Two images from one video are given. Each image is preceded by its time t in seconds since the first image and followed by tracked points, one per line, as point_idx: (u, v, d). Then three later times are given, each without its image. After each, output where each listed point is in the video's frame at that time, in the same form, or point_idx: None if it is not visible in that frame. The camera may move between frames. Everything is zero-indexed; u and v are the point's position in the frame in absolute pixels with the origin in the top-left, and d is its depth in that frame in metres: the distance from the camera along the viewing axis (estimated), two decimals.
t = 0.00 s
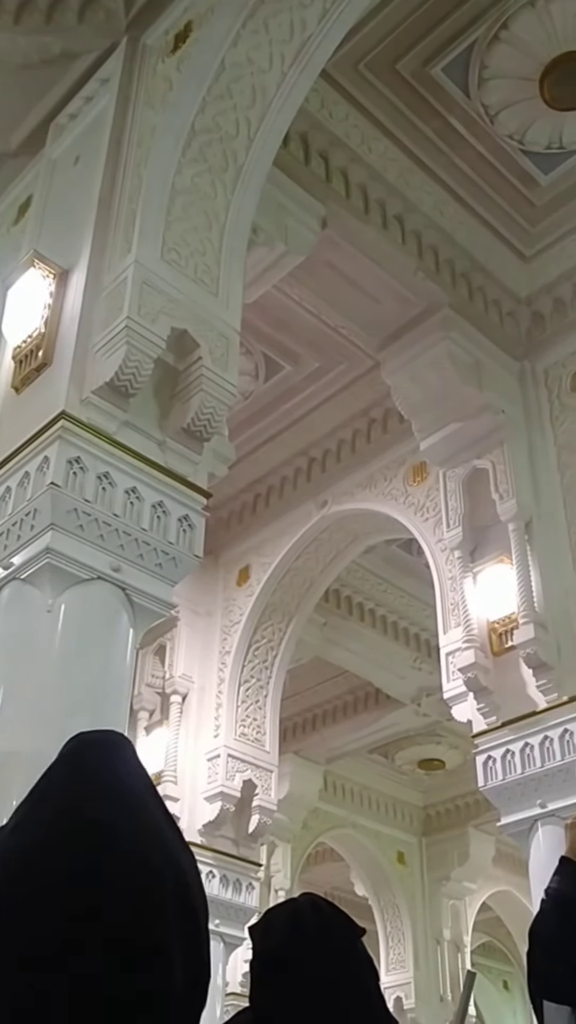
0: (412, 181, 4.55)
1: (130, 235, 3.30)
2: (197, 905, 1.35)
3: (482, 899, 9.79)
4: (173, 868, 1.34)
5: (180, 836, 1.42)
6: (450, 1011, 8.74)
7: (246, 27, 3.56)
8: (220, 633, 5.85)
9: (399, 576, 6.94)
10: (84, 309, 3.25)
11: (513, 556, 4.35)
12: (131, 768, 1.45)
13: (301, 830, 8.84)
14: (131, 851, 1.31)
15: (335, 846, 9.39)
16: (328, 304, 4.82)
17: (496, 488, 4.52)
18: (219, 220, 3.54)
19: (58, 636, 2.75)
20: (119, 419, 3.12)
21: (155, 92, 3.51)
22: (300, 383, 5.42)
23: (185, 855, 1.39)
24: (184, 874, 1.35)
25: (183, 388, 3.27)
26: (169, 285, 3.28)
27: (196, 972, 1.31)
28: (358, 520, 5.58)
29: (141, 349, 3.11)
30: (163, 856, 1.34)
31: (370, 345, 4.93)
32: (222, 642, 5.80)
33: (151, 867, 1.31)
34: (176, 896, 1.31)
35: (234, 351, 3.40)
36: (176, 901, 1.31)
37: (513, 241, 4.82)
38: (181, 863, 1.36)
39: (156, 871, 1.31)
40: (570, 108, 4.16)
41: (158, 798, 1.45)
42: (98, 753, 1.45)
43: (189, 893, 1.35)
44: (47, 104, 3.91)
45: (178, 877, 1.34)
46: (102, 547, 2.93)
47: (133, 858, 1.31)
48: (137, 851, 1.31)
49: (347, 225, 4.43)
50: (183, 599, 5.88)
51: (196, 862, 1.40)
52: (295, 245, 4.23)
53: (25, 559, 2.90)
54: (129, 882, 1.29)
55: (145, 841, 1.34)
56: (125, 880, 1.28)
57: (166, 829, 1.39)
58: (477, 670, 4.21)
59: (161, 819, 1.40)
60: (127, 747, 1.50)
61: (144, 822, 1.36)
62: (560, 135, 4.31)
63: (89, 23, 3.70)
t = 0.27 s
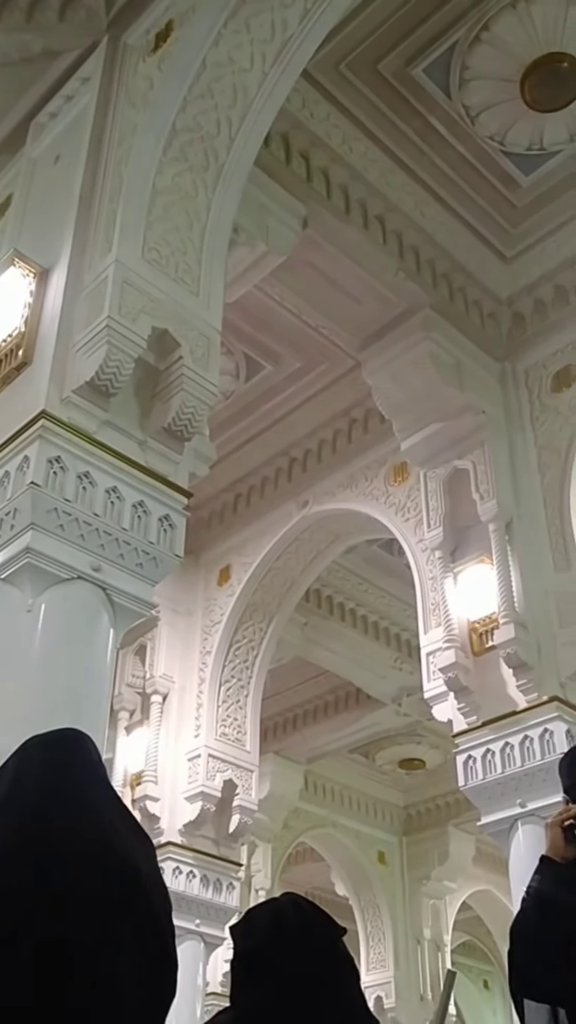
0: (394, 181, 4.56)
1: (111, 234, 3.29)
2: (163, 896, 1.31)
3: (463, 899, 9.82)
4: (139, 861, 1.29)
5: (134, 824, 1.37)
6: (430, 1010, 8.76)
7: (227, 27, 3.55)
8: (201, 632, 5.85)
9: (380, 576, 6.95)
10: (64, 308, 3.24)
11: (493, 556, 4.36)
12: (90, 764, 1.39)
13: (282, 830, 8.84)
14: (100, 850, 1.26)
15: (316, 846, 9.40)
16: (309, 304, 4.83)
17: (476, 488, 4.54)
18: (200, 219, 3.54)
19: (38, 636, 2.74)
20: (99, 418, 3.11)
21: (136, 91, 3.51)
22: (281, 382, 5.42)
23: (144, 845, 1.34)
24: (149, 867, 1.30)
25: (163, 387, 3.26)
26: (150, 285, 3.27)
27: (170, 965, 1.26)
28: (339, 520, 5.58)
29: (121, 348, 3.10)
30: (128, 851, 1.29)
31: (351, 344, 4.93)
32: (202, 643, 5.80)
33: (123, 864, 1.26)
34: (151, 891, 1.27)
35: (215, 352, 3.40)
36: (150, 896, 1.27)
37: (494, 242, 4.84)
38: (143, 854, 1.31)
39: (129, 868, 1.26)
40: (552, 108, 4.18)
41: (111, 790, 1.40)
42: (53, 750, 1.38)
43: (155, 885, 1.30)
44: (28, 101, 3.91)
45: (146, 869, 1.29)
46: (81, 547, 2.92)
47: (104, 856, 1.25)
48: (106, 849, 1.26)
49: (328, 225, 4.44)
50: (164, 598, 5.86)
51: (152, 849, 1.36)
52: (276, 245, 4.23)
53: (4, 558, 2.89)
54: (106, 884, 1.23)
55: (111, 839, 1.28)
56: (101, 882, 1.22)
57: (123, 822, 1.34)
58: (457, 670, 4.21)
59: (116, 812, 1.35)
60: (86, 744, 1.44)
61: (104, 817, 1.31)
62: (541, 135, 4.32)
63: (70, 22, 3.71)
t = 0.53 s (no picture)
0: (374, 181, 4.58)
1: (92, 234, 3.28)
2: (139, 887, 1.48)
3: (443, 897, 9.85)
4: (110, 854, 1.46)
5: (107, 822, 1.54)
6: (410, 1009, 8.78)
7: (208, 26, 3.55)
8: (181, 632, 5.83)
9: (360, 576, 6.96)
10: (45, 307, 3.22)
11: (474, 556, 4.38)
12: (63, 770, 1.57)
13: (262, 830, 8.83)
14: (77, 854, 1.42)
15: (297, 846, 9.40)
16: (290, 304, 4.83)
17: (457, 488, 4.56)
18: (181, 219, 3.53)
19: (18, 637, 2.73)
20: (80, 418, 3.10)
21: (118, 89, 3.48)
22: (262, 382, 5.43)
23: (116, 841, 1.51)
24: (123, 861, 1.48)
25: (145, 386, 3.25)
26: (131, 285, 3.27)
27: (151, 947, 1.44)
28: (320, 519, 5.59)
29: (102, 348, 3.09)
30: (102, 851, 1.45)
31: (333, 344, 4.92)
32: (184, 643, 5.78)
33: (99, 865, 1.43)
34: (123, 878, 1.44)
35: (197, 352, 3.39)
36: (126, 890, 1.43)
37: (474, 242, 4.85)
38: (116, 851, 1.48)
39: (104, 868, 1.43)
40: (532, 108, 4.20)
41: (85, 794, 1.57)
42: (29, 761, 1.56)
43: (129, 877, 1.47)
44: (8, 99, 3.89)
45: (120, 866, 1.46)
46: (62, 547, 2.91)
47: (83, 863, 1.41)
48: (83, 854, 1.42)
49: (309, 225, 4.44)
50: (145, 598, 5.85)
51: (125, 844, 1.52)
52: (257, 245, 4.22)
53: None
54: (84, 885, 1.40)
55: (87, 844, 1.45)
56: (80, 881, 1.40)
57: (95, 822, 1.51)
58: (438, 670, 4.23)
59: (87, 810, 1.52)
60: (59, 748, 1.62)
61: (78, 823, 1.48)
62: (522, 136, 4.35)
63: (50, 20, 3.70)
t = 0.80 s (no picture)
0: (354, 182, 4.58)
1: (72, 233, 3.26)
2: (130, 886, 1.33)
3: (423, 897, 9.87)
4: (102, 854, 1.31)
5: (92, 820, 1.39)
6: (390, 1009, 8.80)
7: (189, 25, 3.54)
8: (162, 632, 5.83)
9: (342, 576, 6.97)
10: (25, 307, 3.21)
11: (454, 556, 4.39)
12: (46, 760, 1.40)
13: (243, 832, 8.82)
14: (70, 852, 1.27)
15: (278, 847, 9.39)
16: (271, 305, 4.83)
17: (438, 489, 4.58)
18: (162, 219, 3.52)
19: None
20: (60, 418, 3.08)
21: (97, 88, 3.48)
22: (243, 383, 5.42)
23: (106, 837, 1.36)
24: (116, 860, 1.33)
25: (125, 387, 3.24)
26: (112, 284, 3.25)
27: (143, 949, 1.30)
28: (301, 520, 5.58)
29: (83, 348, 3.08)
30: (94, 850, 1.30)
31: (313, 346, 4.91)
32: (164, 644, 5.77)
33: (93, 867, 1.27)
34: (115, 879, 1.29)
35: (177, 352, 3.37)
36: (122, 892, 1.28)
37: (455, 243, 4.87)
38: (107, 848, 1.33)
39: (99, 869, 1.28)
40: (512, 110, 4.22)
41: (70, 787, 1.41)
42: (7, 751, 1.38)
43: (121, 875, 1.32)
44: None
45: (112, 865, 1.31)
46: (43, 548, 2.90)
47: (75, 862, 1.26)
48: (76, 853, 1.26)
49: (290, 225, 4.44)
50: (125, 600, 5.85)
51: (114, 842, 1.37)
52: (238, 245, 4.21)
53: None
54: (82, 888, 1.24)
55: (78, 839, 1.29)
56: (81, 885, 1.24)
57: (86, 821, 1.35)
58: (418, 670, 4.24)
59: (76, 809, 1.36)
60: (45, 740, 1.44)
61: (69, 821, 1.31)
62: (502, 138, 4.37)
63: (30, 18, 3.76)
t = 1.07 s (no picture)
0: (335, 182, 4.58)
1: (52, 231, 3.24)
2: (133, 885, 1.37)
3: (404, 897, 9.88)
4: (105, 854, 1.34)
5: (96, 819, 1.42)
6: (371, 1009, 8.80)
7: (170, 24, 3.53)
8: (142, 633, 5.80)
9: (322, 577, 6.97)
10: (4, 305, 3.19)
11: (435, 556, 4.39)
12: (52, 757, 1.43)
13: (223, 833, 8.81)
14: (71, 851, 1.30)
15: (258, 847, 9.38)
16: (252, 305, 4.82)
17: (418, 489, 4.59)
18: (142, 218, 3.51)
19: None
20: (39, 418, 3.06)
21: (77, 87, 3.47)
22: (224, 383, 5.42)
23: (110, 839, 1.39)
24: (120, 862, 1.36)
25: (105, 386, 3.22)
26: (92, 284, 3.24)
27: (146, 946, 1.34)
28: (282, 520, 5.58)
29: (62, 347, 3.07)
30: (98, 850, 1.33)
31: (294, 346, 4.92)
32: (144, 645, 5.75)
33: (96, 867, 1.30)
34: (119, 879, 1.32)
35: (158, 352, 3.36)
36: (125, 892, 1.32)
37: (435, 244, 4.88)
38: (110, 849, 1.36)
39: (103, 868, 1.31)
40: (492, 112, 4.24)
41: (73, 787, 1.44)
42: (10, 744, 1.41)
43: (124, 875, 1.35)
44: None
45: (115, 865, 1.34)
46: (22, 549, 2.88)
47: (80, 862, 1.29)
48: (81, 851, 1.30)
49: (271, 225, 4.44)
50: (105, 601, 5.85)
51: (118, 843, 1.41)
52: (219, 244, 4.22)
53: None
54: (82, 888, 1.27)
55: (81, 839, 1.33)
56: (81, 883, 1.28)
57: (90, 820, 1.38)
58: (399, 670, 4.25)
59: (81, 807, 1.39)
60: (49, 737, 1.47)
61: (74, 820, 1.35)
62: (481, 140, 4.38)
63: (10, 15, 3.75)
